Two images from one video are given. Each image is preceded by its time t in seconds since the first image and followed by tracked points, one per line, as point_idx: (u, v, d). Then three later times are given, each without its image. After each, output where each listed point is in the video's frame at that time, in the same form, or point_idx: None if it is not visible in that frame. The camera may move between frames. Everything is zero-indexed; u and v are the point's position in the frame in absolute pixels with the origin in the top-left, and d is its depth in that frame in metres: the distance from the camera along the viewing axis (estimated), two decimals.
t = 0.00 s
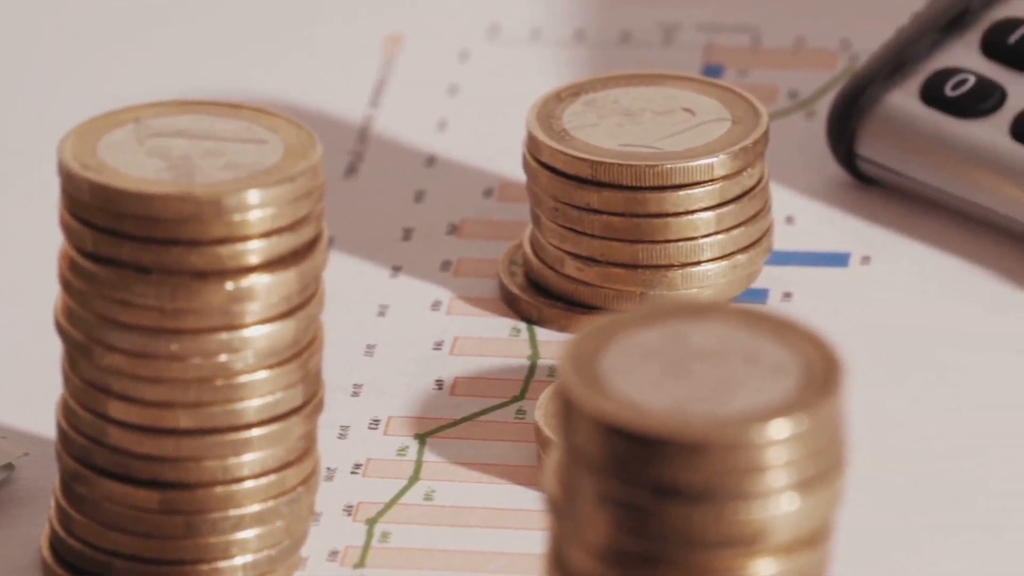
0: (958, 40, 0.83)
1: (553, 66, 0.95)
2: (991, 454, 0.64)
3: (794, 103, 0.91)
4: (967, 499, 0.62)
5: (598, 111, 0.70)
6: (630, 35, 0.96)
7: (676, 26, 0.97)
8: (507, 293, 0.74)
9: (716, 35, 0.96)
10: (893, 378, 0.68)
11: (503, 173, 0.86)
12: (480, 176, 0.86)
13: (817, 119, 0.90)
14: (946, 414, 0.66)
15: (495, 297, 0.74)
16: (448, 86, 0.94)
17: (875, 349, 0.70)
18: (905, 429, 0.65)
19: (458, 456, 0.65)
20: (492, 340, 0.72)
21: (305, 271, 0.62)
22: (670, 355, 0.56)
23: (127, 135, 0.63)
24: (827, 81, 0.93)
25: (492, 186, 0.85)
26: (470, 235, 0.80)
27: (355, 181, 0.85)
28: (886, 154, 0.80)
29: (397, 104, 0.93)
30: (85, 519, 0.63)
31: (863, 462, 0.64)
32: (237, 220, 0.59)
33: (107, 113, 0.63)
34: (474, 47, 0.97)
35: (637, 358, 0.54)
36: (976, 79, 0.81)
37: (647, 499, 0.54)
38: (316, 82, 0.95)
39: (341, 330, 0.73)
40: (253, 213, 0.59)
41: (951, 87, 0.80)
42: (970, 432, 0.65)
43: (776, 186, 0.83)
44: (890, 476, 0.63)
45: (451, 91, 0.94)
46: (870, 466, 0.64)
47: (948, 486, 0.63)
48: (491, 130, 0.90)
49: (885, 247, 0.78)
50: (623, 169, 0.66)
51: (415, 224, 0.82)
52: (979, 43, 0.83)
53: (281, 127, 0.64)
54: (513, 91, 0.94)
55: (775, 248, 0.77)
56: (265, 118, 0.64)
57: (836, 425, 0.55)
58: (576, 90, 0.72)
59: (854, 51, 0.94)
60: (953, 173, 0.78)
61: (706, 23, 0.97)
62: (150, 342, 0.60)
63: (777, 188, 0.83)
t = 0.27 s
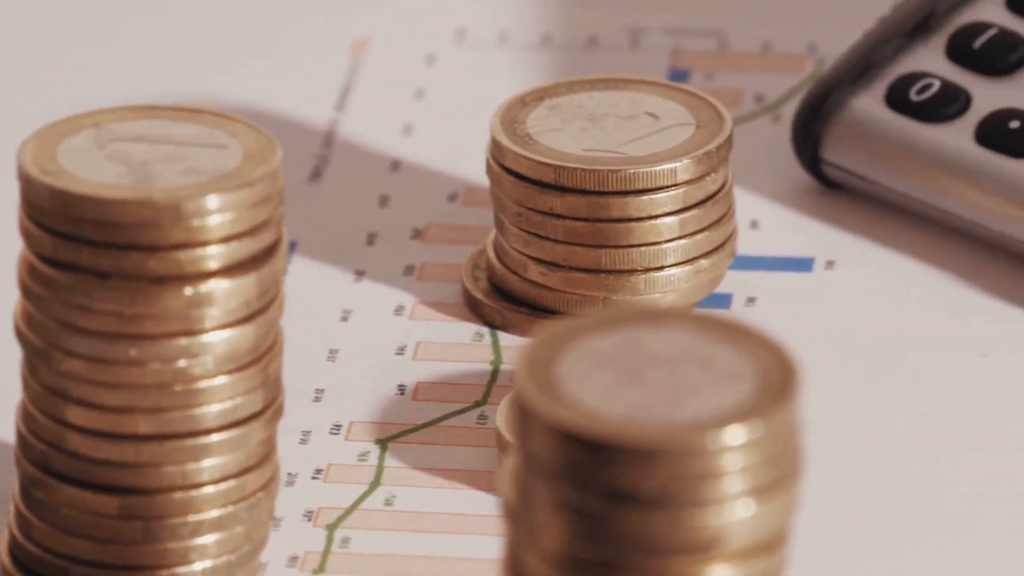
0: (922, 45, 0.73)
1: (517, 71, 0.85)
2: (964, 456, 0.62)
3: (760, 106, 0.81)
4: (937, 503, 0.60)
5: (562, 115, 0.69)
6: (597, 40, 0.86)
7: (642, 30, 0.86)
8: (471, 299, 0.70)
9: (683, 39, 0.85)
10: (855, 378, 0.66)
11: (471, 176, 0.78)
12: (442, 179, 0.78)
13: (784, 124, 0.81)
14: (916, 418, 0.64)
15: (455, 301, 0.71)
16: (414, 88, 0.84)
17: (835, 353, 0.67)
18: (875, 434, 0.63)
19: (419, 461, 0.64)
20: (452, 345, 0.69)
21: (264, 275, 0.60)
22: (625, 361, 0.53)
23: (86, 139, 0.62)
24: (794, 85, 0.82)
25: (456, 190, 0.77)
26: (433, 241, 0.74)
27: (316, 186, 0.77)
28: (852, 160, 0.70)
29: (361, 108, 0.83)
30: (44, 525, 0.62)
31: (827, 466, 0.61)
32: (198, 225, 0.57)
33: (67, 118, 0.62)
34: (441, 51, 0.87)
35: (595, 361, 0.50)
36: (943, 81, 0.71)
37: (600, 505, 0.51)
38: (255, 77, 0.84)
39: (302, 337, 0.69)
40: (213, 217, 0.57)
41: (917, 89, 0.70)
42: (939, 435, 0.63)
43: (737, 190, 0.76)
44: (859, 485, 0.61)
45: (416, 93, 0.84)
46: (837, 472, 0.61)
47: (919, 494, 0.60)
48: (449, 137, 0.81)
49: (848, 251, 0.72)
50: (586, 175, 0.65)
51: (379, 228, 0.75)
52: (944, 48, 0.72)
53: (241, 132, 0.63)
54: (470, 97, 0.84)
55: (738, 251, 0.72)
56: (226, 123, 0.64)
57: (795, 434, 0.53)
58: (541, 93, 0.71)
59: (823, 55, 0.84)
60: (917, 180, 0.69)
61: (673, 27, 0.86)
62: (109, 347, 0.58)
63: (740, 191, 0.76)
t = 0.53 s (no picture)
0: (900, 49, 0.73)
1: (496, 75, 0.83)
2: (929, 465, 0.62)
3: (738, 109, 0.81)
4: (901, 507, 0.60)
5: (539, 118, 0.69)
6: (576, 42, 0.85)
7: (622, 33, 0.85)
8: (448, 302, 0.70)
9: (662, 42, 0.84)
10: (827, 380, 0.66)
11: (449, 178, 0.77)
12: (421, 181, 0.77)
13: (763, 127, 0.80)
14: (885, 424, 0.64)
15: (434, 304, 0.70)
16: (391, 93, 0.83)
17: (810, 356, 0.67)
18: (842, 441, 0.63)
19: (395, 464, 0.64)
20: (428, 348, 0.68)
21: (239, 279, 0.60)
22: (595, 364, 0.52)
23: (61, 143, 0.61)
24: (771, 89, 0.82)
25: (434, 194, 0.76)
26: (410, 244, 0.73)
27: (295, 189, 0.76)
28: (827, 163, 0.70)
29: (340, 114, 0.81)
30: (19, 529, 0.61)
31: (793, 471, 0.61)
32: (171, 229, 0.56)
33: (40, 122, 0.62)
34: (421, 54, 0.85)
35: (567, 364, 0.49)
36: (920, 84, 0.71)
37: (574, 509, 0.50)
38: (230, 80, 0.84)
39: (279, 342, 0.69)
40: (186, 221, 0.57)
41: (893, 93, 0.70)
42: (908, 442, 0.63)
43: (715, 194, 0.76)
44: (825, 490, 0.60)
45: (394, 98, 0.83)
46: (802, 477, 0.61)
47: (883, 501, 0.60)
48: (425, 145, 0.79)
49: (825, 254, 0.72)
50: (563, 177, 0.65)
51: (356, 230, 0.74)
52: (921, 53, 0.72)
53: (216, 135, 0.62)
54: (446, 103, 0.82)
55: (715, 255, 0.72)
56: (202, 126, 0.63)
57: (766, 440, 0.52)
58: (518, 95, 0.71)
59: (801, 58, 0.83)
60: (893, 184, 0.69)
61: (653, 30, 0.85)
62: (82, 350, 0.57)
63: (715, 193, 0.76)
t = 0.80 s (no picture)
0: (875, 52, 0.73)
1: (471, 79, 0.83)
2: (903, 467, 0.61)
3: (714, 113, 0.81)
4: (874, 513, 0.59)
5: (512, 121, 0.69)
6: (551, 45, 0.85)
7: (597, 36, 0.86)
8: (421, 306, 0.69)
9: (637, 46, 0.85)
10: (800, 384, 0.66)
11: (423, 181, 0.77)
12: (397, 185, 0.77)
13: (738, 130, 0.80)
14: (858, 427, 0.63)
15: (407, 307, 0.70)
16: (366, 96, 0.83)
17: (783, 360, 0.67)
18: (817, 444, 0.63)
19: (368, 468, 0.63)
20: (401, 352, 0.68)
21: (209, 283, 0.59)
22: (564, 371, 0.52)
23: (31, 147, 0.61)
24: (748, 90, 0.82)
25: (409, 196, 0.76)
26: (384, 247, 0.73)
27: (268, 192, 0.76)
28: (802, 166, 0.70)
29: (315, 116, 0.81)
30: None
31: (767, 475, 0.61)
32: (141, 232, 0.56)
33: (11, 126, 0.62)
34: (395, 57, 0.85)
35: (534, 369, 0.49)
36: (894, 87, 0.71)
37: (542, 514, 0.49)
38: (206, 84, 0.84)
39: (252, 346, 0.68)
40: (157, 224, 0.56)
41: (868, 96, 0.70)
42: (882, 444, 0.63)
43: (688, 197, 0.76)
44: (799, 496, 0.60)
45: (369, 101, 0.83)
46: (777, 481, 0.61)
47: (858, 504, 0.60)
48: (400, 148, 0.79)
49: (799, 257, 0.72)
50: (536, 181, 0.65)
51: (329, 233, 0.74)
52: (895, 56, 0.72)
53: (187, 140, 0.62)
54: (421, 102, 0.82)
55: (690, 258, 0.72)
56: (174, 130, 0.63)
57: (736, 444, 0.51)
58: (491, 99, 0.71)
59: (776, 61, 0.84)
60: (868, 187, 0.69)
61: (628, 33, 0.86)
62: (53, 354, 0.57)
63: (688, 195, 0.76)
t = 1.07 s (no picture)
0: (846, 56, 0.73)
1: (443, 81, 0.83)
2: (875, 470, 0.61)
3: (685, 116, 0.81)
4: (848, 517, 0.59)
5: (482, 125, 0.69)
6: (523, 48, 0.85)
7: (569, 39, 0.86)
8: (390, 310, 0.69)
9: (610, 49, 0.85)
10: (769, 389, 0.65)
11: (393, 184, 0.77)
12: (368, 189, 0.76)
13: (709, 134, 0.80)
14: (828, 431, 0.63)
15: (377, 312, 0.70)
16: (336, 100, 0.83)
17: (754, 365, 0.67)
18: (791, 448, 0.62)
19: (335, 473, 0.62)
20: (371, 356, 0.67)
21: (175, 287, 0.58)
22: (527, 376, 0.50)
23: None
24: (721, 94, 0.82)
25: (379, 200, 0.76)
26: (354, 251, 0.73)
27: (239, 197, 0.76)
28: (773, 170, 0.70)
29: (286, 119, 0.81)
30: None
31: (740, 481, 0.61)
32: (107, 236, 0.55)
33: None
34: (367, 60, 0.85)
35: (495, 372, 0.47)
36: (865, 92, 0.71)
37: (503, 519, 0.48)
38: (178, 89, 0.84)
39: (220, 351, 0.68)
40: (123, 229, 0.55)
41: (838, 100, 0.70)
42: (853, 447, 0.62)
43: (659, 201, 0.76)
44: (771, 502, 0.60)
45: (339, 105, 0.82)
46: (749, 486, 0.61)
47: (832, 508, 0.59)
48: (371, 151, 0.79)
49: (769, 262, 0.72)
50: (505, 185, 0.65)
51: (299, 236, 0.74)
52: (866, 60, 0.73)
53: (153, 143, 0.62)
54: (393, 104, 0.82)
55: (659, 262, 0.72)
56: (140, 134, 0.63)
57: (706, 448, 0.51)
58: (461, 103, 0.70)
59: (749, 64, 0.84)
60: (838, 191, 0.69)
61: (600, 37, 0.86)
62: (18, 359, 0.56)
63: (659, 200, 0.76)
